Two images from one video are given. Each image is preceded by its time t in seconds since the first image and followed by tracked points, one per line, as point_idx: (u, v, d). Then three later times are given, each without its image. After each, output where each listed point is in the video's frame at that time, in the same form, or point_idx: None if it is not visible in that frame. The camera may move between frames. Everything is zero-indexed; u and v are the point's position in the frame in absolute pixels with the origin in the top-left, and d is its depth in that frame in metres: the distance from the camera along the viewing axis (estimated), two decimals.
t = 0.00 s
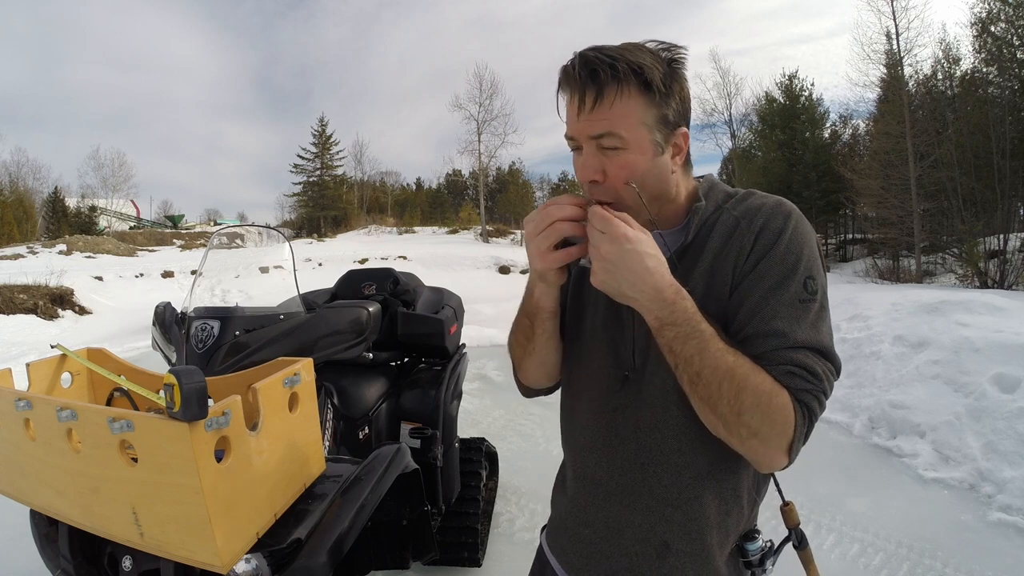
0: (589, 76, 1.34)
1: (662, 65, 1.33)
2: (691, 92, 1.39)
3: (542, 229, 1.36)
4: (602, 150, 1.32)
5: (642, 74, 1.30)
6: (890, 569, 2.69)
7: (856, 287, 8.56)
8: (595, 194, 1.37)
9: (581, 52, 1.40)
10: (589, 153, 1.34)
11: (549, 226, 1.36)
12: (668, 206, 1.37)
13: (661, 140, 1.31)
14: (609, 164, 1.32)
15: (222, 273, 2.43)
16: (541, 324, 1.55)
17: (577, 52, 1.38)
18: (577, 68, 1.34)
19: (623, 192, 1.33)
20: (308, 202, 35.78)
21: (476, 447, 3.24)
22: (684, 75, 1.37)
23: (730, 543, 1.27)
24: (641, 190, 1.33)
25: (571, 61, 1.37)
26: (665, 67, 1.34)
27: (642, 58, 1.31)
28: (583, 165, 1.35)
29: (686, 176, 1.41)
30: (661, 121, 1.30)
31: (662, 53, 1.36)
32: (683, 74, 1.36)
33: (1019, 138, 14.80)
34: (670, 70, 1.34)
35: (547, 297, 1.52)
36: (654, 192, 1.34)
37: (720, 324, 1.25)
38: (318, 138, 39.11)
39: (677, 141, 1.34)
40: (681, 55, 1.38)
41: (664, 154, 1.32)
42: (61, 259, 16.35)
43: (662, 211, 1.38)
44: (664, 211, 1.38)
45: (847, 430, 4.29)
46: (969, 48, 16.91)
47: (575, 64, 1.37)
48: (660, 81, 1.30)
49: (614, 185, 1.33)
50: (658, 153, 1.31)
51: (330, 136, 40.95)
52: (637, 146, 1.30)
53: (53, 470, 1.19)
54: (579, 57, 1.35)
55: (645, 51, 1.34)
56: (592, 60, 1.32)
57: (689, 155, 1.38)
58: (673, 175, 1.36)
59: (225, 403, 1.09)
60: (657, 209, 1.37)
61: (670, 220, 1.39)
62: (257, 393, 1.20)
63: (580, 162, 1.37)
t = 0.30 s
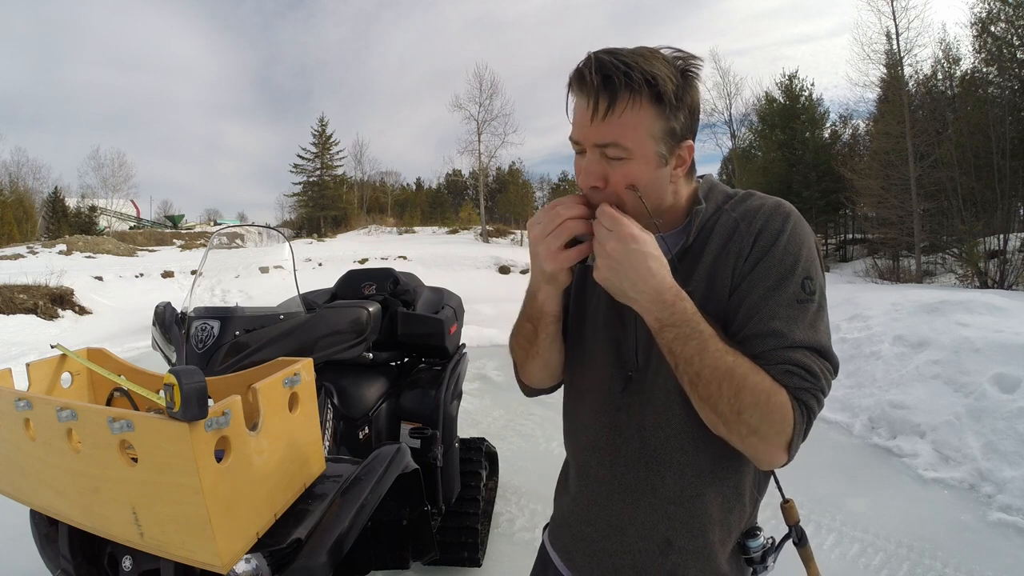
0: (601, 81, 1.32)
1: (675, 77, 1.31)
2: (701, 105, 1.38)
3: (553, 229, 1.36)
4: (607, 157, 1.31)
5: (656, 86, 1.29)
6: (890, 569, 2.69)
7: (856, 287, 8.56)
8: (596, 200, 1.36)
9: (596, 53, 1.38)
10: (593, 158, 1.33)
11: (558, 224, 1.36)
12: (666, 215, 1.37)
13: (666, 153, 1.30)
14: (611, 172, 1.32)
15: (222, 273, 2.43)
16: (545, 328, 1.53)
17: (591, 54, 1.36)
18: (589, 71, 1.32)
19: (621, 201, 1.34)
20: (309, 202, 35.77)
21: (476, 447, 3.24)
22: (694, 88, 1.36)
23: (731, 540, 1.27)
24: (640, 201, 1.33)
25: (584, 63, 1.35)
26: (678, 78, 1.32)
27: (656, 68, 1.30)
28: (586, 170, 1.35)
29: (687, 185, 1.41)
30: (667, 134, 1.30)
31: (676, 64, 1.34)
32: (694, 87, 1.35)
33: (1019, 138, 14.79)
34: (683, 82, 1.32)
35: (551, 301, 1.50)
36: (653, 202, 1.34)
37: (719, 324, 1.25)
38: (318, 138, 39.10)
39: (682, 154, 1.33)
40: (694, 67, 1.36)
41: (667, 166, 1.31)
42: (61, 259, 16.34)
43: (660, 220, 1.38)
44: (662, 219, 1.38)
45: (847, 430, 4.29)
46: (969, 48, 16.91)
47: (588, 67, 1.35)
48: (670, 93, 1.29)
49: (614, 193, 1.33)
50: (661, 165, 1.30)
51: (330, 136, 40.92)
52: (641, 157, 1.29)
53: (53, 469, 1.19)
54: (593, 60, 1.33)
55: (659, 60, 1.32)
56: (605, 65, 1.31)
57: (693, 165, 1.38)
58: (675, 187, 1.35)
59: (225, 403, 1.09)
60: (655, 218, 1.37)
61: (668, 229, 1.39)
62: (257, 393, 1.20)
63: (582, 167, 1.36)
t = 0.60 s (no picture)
0: (584, 94, 1.31)
1: (659, 84, 1.29)
2: (690, 108, 1.35)
3: (538, 232, 1.37)
4: (593, 170, 1.31)
5: (639, 97, 1.26)
6: (890, 569, 2.69)
7: (856, 287, 8.56)
8: (588, 211, 1.37)
9: (580, 64, 1.37)
10: (581, 171, 1.33)
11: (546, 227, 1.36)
12: (659, 221, 1.37)
13: (653, 162, 1.29)
14: (600, 184, 1.31)
15: (222, 273, 2.43)
16: (535, 338, 1.54)
17: (575, 66, 1.35)
18: (573, 85, 1.32)
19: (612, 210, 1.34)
20: (309, 202, 35.77)
21: (476, 447, 3.24)
22: (682, 92, 1.33)
23: (728, 535, 1.28)
24: (629, 211, 1.33)
25: (569, 76, 1.34)
26: (663, 85, 1.30)
27: (637, 77, 1.28)
28: (576, 182, 1.36)
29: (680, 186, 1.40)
30: (653, 143, 1.28)
31: (661, 69, 1.31)
32: (681, 91, 1.32)
33: (1019, 138, 14.78)
34: (667, 89, 1.30)
35: (538, 314, 1.52)
36: (644, 209, 1.33)
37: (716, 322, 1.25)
38: (318, 138, 39.08)
39: (670, 161, 1.32)
40: (682, 71, 1.33)
41: (655, 174, 1.30)
42: (61, 259, 16.33)
43: (654, 226, 1.37)
44: (655, 225, 1.37)
45: (847, 430, 4.29)
46: (969, 48, 16.90)
47: (572, 79, 1.34)
48: (654, 101, 1.27)
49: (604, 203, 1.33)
50: (648, 174, 1.29)
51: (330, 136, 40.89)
52: (627, 168, 1.28)
53: (53, 470, 1.19)
54: (576, 74, 1.32)
55: (642, 68, 1.30)
56: (587, 78, 1.29)
57: (684, 171, 1.36)
58: (666, 192, 1.34)
59: (225, 403, 1.09)
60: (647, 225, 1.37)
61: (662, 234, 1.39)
62: (257, 393, 1.20)
63: (573, 178, 1.37)
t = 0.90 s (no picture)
0: (558, 89, 1.37)
1: (624, 70, 1.37)
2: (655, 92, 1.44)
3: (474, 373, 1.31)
4: (581, 153, 1.33)
5: (607, 79, 1.34)
6: (890, 569, 2.69)
7: (856, 287, 8.56)
8: (583, 196, 1.36)
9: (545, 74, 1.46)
10: (569, 159, 1.35)
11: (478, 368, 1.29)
12: (651, 198, 1.37)
13: (634, 137, 1.33)
14: (590, 165, 1.32)
15: (222, 273, 2.43)
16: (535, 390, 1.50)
17: (544, 72, 1.43)
18: (547, 83, 1.38)
19: (607, 190, 1.33)
20: (309, 202, 35.75)
21: (476, 447, 3.24)
22: (647, 77, 1.42)
23: (724, 529, 1.28)
24: (622, 188, 1.33)
25: (540, 80, 1.42)
26: (628, 70, 1.38)
27: (603, 65, 1.36)
28: (565, 174, 1.37)
29: (663, 175, 1.43)
30: (630, 120, 1.33)
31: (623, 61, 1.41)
32: (645, 76, 1.41)
33: (1019, 138, 14.78)
34: (633, 73, 1.38)
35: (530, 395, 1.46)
36: (636, 185, 1.34)
37: (710, 322, 1.25)
38: (318, 138, 39.08)
39: (648, 137, 1.36)
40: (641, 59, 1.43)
41: (638, 148, 1.34)
42: (61, 259, 16.32)
43: (648, 205, 1.37)
44: (649, 204, 1.37)
45: (847, 431, 4.29)
46: (969, 48, 16.89)
47: (543, 82, 1.41)
48: (623, 83, 1.34)
49: (597, 183, 1.33)
50: (632, 148, 1.33)
51: (330, 136, 40.87)
52: (613, 144, 1.31)
53: (54, 470, 1.19)
54: (547, 74, 1.40)
55: (605, 60, 1.39)
56: (558, 74, 1.36)
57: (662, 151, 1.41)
58: (652, 168, 1.37)
59: (225, 402, 1.09)
60: (643, 203, 1.37)
61: (655, 217, 1.39)
62: (257, 393, 1.20)
63: (561, 169, 1.37)
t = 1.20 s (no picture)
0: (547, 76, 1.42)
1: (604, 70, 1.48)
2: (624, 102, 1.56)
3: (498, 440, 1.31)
4: (575, 131, 1.35)
5: (593, 71, 1.43)
6: (890, 569, 2.69)
7: (856, 287, 8.56)
8: (575, 175, 1.36)
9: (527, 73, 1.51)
10: (562, 137, 1.36)
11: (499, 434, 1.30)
12: (637, 184, 1.41)
13: (618, 123, 1.40)
14: (585, 142, 1.35)
15: (222, 273, 2.43)
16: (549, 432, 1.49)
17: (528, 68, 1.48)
18: (535, 71, 1.42)
19: (601, 167, 1.35)
20: (309, 202, 35.74)
21: (476, 447, 3.25)
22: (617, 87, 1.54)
23: (720, 520, 1.29)
24: (615, 165, 1.36)
25: (526, 72, 1.46)
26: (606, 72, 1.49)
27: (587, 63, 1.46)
28: (556, 152, 1.37)
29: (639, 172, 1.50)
30: (615, 109, 1.42)
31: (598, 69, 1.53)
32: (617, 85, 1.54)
33: (1019, 138, 14.77)
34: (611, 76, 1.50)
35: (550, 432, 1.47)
36: (626, 166, 1.38)
37: (698, 323, 1.24)
38: (318, 138, 39.06)
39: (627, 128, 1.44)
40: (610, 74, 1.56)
41: (624, 134, 1.41)
42: (61, 259, 16.31)
43: (635, 190, 1.40)
44: (636, 190, 1.40)
45: (847, 431, 4.29)
46: (969, 48, 16.88)
47: (530, 72, 1.45)
48: (606, 77, 1.44)
49: (593, 158, 1.34)
50: (621, 133, 1.39)
51: (330, 136, 40.84)
52: (605, 124, 1.37)
53: (54, 470, 1.19)
54: (534, 65, 1.44)
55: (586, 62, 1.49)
56: (546, 63, 1.42)
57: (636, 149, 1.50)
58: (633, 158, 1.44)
59: (225, 402, 1.09)
60: (631, 187, 1.40)
61: (639, 207, 1.41)
62: (257, 393, 1.20)
63: (554, 148, 1.37)
